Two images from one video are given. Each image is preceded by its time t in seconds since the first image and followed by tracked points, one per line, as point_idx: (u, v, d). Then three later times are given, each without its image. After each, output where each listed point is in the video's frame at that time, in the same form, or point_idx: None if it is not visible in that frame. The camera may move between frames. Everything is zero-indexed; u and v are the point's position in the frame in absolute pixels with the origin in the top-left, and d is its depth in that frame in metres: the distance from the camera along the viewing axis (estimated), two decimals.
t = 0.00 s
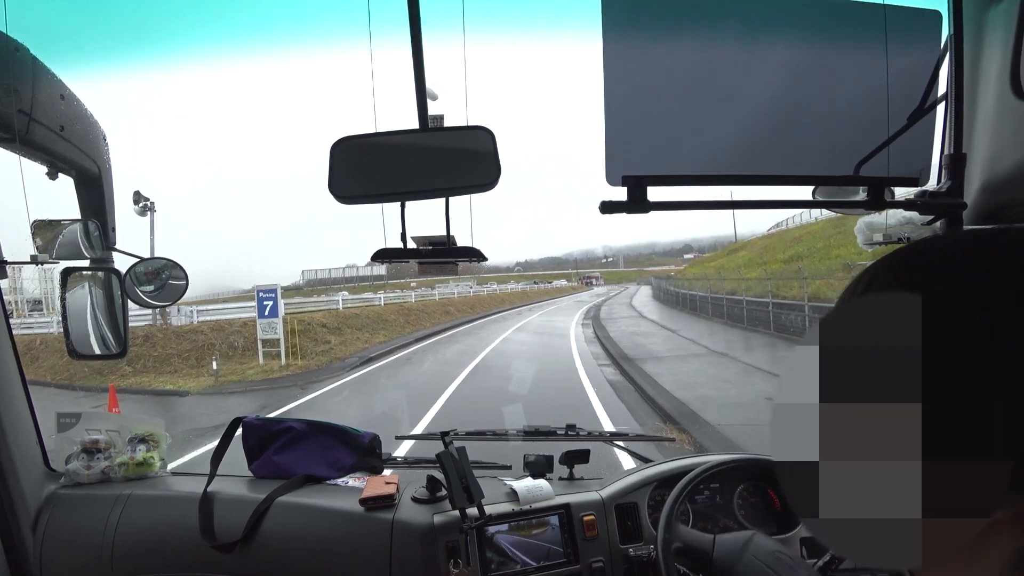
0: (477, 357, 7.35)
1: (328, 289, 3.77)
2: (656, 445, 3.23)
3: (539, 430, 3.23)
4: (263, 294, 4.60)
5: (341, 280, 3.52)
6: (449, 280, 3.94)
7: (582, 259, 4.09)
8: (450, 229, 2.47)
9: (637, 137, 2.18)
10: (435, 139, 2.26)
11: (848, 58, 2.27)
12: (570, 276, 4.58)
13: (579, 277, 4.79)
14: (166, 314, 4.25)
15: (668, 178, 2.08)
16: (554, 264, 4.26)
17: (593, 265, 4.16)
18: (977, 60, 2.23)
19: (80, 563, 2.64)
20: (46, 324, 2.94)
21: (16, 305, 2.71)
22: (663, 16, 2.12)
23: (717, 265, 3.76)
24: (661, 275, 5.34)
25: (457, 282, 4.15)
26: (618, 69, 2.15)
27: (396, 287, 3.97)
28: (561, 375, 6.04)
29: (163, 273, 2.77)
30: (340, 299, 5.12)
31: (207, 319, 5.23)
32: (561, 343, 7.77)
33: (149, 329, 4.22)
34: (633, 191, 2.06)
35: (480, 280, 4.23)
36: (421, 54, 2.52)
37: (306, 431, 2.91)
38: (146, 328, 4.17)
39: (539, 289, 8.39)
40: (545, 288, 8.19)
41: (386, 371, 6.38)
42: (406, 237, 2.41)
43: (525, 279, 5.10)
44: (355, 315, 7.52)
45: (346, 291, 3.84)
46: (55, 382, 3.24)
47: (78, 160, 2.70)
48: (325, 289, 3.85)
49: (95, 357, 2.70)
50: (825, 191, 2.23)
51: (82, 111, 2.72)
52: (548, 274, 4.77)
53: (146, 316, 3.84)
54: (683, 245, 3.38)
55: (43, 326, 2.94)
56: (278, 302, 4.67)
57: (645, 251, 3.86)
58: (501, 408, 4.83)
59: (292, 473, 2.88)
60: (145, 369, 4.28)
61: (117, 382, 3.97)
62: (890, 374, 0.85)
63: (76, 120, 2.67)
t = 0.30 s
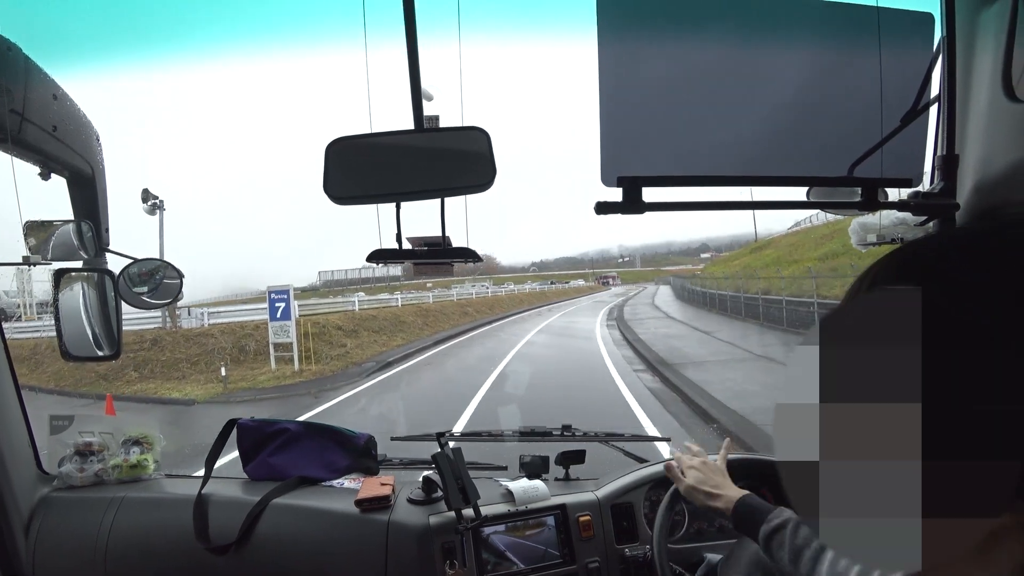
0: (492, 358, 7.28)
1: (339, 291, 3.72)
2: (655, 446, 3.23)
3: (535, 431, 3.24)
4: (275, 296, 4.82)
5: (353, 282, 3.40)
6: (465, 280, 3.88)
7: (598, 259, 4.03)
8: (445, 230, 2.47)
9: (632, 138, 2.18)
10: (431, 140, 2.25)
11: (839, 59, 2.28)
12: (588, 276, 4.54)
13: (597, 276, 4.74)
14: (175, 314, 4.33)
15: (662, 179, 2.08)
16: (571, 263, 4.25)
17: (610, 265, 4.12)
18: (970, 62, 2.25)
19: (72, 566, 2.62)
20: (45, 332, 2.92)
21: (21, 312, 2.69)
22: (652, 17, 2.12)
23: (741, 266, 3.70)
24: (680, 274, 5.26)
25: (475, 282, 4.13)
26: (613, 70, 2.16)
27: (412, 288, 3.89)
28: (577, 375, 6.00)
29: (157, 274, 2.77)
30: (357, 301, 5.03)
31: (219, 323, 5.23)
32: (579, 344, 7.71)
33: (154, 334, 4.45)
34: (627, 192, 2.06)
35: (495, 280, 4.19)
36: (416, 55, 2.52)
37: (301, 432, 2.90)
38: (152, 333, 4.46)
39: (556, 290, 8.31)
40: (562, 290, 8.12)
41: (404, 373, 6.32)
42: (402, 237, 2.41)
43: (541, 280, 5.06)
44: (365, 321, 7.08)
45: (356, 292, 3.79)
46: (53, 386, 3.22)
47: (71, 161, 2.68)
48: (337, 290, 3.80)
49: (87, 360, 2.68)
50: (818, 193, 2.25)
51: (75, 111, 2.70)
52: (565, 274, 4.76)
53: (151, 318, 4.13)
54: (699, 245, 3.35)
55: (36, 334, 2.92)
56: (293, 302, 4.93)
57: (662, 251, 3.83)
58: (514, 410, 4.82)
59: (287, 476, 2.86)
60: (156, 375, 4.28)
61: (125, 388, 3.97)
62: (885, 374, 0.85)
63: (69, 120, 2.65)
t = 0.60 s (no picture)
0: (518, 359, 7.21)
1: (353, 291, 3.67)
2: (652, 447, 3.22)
3: (530, 432, 3.24)
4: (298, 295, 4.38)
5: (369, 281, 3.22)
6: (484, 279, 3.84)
7: (621, 259, 3.98)
8: (440, 231, 2.46)
9: (625, 140, 2.19)
10: (426, 141, 2.25)
11: (826, 60, 2.29)
12: (613, 275, 4.50)
13: (621, 275, 4.68)
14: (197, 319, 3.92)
15: (655, 181, 2.08)
16: (592, 263, 4.21)
17: (632, 264, 4.08)
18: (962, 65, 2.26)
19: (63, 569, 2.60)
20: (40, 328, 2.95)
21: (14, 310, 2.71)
22: (640, 18, 2.12)
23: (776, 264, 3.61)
24: (707, 273, 5.17)
25: (497, 281, 4.09)
26: (608, 72, 2.16)
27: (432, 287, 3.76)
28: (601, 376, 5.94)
29: (151, 276, 2.75)
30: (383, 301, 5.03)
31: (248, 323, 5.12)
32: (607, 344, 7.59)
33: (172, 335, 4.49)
34: (621, 193, 2.06)
35: (516, 278, 4.15)
36: (411, 55, 2.52)
37: (296, 434, 2.89)
38: (173, 333, 4.47)
39: (580, 291, 8.19)
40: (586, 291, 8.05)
41: (435, 377, 6.25)
42: (397, 238, 2.40)
43: (564, 280, 5.02)
44: (394, 320, 6.96)
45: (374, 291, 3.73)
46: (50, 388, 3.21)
47: (63, 160, 2.66)
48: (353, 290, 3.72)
49: (79, 362, 2.64)
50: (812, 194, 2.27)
51: (67, 110, 2.68)
52: (587, 274, 4.76)
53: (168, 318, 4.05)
54: (724, 243, 3.31)
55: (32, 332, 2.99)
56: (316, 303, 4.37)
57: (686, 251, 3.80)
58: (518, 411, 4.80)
59: (283, 477, 2.83)
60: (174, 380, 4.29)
61: (144, 393, 4.01)
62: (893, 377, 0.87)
63: (60, 120, 2.63)
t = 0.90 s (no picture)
0: (561, 360, 6.65)
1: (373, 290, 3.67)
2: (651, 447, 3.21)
3: (527, 433, 3.23)
4: (332, 292, 4.41)
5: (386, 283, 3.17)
6: (512, 276, 3.87)
7: (648, 258, 3.85)
8: (437, 231, 2.46)
9: (624, 140, 2.19)
10: (424, 141, 2.26)
11: (821, 61, 2.30)
12: (641, 274, 4.41)
13: (650, 274, 4.55)
14: (226, 316, 3.90)
15: (653, 181, 2.09)
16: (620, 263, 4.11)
17: (660, 264, 3.95)
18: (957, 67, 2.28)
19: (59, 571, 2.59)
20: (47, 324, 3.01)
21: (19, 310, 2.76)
22: (631, 19, 2.13)
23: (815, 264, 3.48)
24: (744, 273, 5.05)
25: (524, 279, 4.03)
26: (606, 72, 2.16)
27: (462, 285, 3.81)
28: (644, 370, 5.66)
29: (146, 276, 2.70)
30: (415, 300, 4.99)
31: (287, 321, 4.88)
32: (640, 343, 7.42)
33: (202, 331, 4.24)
34: (619, 193, 2.07)
35: (545, 275, 4.13)
36: (408, 55, 2.51)
37: (292, 435, 2.88)
38: (202, 331, 4.19)
39: (609, 290, 7.91)
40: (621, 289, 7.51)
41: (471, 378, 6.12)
42: (393, 239, 2.40)
43: (593, 279, 4.92)
44: (429, 318, 6.58)
45: (400, 292, 3.88)
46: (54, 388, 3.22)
47: (59, 161, 2.65)
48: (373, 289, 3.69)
49: (77, 363, 2.65)
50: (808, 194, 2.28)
51: (63, 110, 2.67)
52: (616, 273, 4.69)
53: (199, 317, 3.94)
54: (751, 243, 3.27)
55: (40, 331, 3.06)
56: (349, 299, 4.37)
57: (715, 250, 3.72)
58: (519, 411, 4.73)
59: (280, 478, 2.83)
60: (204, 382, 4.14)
61: (171, 395, 3.94)
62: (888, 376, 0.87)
63: (56, 120, 2.62)
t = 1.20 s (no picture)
0: (606, 360, 6.38)
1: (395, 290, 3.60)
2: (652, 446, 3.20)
3: (527, 432, 3.23)
4: (374, 290, 3.87)
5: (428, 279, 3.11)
6: (545, 276, 3.93)
7: (682, 256, 3.72)
8: (437, 229, 2.46)
9: (625, 139, 2.19)
10: (424, 140, 2.25)
11: (820, 61, 2.29)
12: (674, 275, 4.29)
13: (684, 275, 4.40)
14: (265, 313, 3.93)
15: (654, 181, 2.09)
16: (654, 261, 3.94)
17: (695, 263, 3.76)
18: (958, 67, 2.27)
19: (59, 569, 2.60)
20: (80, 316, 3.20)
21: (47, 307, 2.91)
22: (625, 18, 2.13)
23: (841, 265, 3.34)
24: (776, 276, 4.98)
25: (559, 277, 3.99)
26: (607, 72, 2.16)
27: (497, 285, 3.93)
28: (692, 370, 5.39)
29: (147, 274, 2.70)
30: (455, 296, 4.71)
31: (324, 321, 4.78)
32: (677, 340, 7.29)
33: (242, 331, 4.27)
34: (619, 193, 2.07)
35: (577, 276, 4.06)
36: (409, 53, 2.51)
37: (292, 433, 2.88)
38: (241, 329, 4.23)
39: (652, 291, 7.23)
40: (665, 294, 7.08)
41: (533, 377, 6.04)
42: (394, 238, 2.40)
43: (625, 279, 4.85)
44: (474, 317, 5.95)
45: (433, 292, 3.96)
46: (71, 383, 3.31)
47: (60, 158, 2.65)
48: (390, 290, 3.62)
49: (77, 361, 2.65)
50: (809, 195, 2.28)
51: (63, 107, 2.67)
52: (652, 273, 4.62)
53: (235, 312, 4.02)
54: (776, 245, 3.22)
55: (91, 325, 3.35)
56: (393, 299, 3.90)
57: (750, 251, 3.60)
58: (527, 411, 4.67)
59: (279, 476, 2.83)
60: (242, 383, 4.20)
61: (209, 396, 3.99)
62: (882, 375, 0.87)
63: (57, 118, 2.62)
